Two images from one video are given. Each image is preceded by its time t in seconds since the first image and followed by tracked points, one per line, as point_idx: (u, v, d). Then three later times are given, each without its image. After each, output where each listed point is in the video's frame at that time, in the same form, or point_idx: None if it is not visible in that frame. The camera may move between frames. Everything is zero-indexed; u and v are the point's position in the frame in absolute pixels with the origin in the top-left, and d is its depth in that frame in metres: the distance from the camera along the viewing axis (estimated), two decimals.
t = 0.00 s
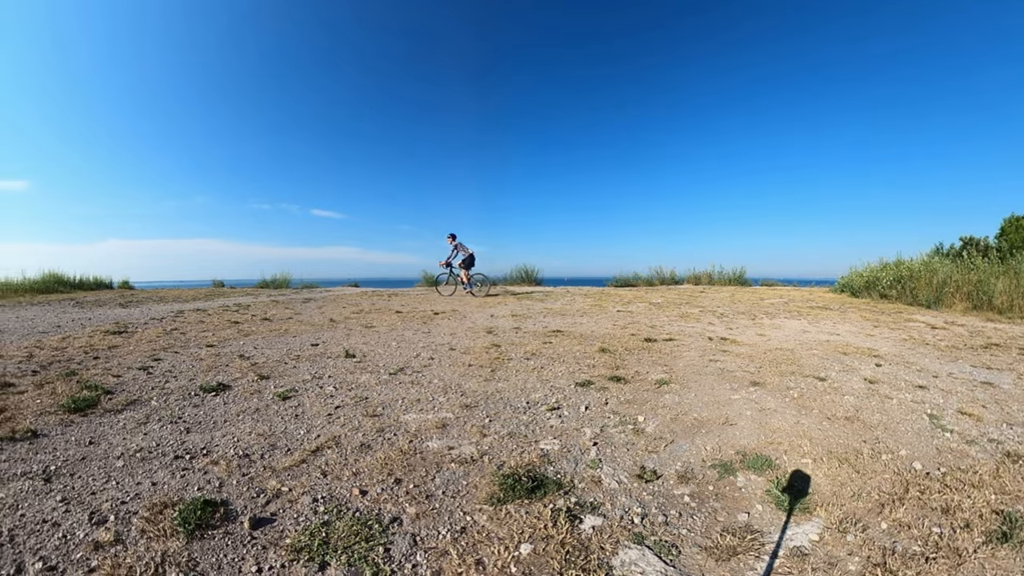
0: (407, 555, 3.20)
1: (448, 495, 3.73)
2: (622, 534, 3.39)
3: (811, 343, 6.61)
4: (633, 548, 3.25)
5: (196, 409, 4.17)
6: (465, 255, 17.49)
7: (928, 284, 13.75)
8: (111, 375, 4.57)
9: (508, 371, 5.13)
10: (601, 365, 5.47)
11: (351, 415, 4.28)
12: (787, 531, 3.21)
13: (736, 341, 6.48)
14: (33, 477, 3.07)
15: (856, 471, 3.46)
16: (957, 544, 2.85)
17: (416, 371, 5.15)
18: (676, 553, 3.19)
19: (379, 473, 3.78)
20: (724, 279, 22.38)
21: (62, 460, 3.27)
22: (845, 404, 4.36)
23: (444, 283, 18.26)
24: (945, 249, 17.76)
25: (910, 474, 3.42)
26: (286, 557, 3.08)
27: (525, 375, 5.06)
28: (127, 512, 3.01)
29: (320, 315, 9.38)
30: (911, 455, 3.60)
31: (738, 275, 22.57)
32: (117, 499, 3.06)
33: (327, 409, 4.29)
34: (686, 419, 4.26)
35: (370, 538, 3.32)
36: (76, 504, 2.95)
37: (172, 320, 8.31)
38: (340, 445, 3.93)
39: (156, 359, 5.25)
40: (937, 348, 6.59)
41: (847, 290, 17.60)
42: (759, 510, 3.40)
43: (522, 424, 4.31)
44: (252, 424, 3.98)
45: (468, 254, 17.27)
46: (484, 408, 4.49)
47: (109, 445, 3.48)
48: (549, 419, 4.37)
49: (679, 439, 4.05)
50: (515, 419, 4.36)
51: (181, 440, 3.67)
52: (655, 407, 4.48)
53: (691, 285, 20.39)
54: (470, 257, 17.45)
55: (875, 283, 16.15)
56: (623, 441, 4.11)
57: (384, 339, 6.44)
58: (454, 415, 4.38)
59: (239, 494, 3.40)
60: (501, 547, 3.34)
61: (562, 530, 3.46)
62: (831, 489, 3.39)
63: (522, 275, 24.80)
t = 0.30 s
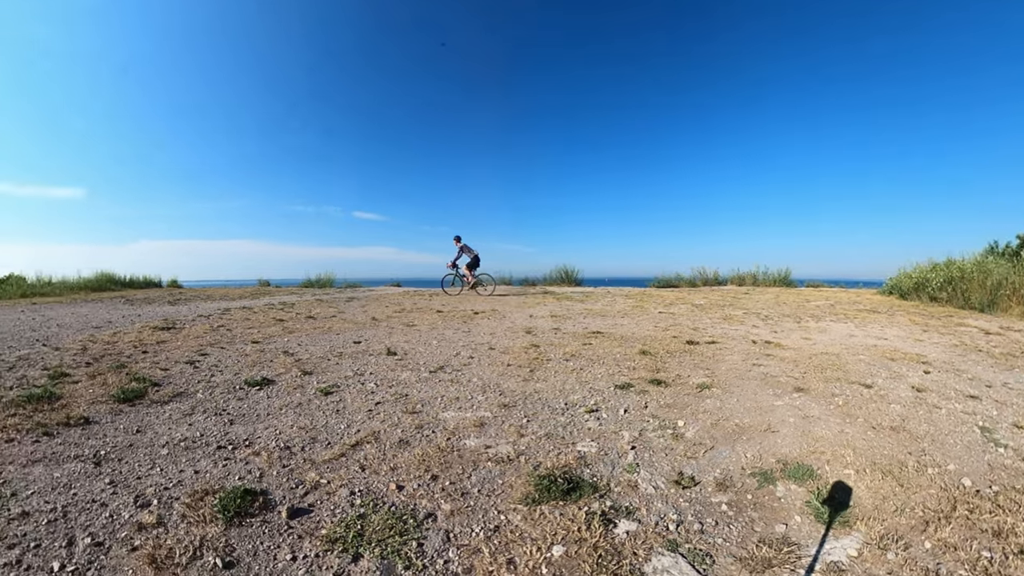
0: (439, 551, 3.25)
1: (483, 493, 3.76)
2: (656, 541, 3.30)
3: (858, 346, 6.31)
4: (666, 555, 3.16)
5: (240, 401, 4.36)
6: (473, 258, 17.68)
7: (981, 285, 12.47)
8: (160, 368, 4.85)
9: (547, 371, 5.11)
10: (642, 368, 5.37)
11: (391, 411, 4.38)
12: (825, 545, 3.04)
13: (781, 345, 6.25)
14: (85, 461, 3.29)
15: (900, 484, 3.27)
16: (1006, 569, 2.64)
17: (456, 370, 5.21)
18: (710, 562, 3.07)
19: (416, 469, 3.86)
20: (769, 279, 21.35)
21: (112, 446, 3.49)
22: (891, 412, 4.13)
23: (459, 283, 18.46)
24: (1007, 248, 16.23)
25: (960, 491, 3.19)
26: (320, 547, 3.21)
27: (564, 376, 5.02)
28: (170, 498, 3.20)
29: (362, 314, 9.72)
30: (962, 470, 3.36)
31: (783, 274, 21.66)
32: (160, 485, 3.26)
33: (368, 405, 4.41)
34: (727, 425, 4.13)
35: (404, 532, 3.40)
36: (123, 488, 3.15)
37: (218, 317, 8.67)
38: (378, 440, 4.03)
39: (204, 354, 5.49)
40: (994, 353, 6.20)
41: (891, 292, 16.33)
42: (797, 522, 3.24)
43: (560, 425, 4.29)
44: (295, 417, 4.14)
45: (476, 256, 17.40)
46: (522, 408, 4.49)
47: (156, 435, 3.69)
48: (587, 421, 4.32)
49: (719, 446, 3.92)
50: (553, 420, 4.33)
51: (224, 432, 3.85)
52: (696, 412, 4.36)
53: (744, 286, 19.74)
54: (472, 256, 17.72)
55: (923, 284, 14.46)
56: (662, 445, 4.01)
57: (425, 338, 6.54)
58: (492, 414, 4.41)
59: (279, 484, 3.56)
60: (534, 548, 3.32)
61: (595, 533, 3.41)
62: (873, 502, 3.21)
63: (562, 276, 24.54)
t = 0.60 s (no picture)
0: (471, 549, 3.29)
1: (517, 493, 3.77)
2: (689, 549, 3.19)
3: (904, 351, 6.01)
4: (698, 564, 3.05)
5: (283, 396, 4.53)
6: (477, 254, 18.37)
7: None
8: (204, 362, 5.12)
9: (585, 373, 5.06)
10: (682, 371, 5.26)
11: (429, 408, 4.45)
12: (862, 560, 2.87)
13: (825, 349, 6.01)
14: (131, 448, 3.50)
15: (945, 501, 3.08)
16: None
17: (494, 369, 5.24)
18: (742, 571, 2.95)
19: (451, 466, 3.91)
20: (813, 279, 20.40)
21: (157, 435, 3.70)
22: (938, 422, 3.91)
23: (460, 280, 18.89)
24: None
25: (1011, 510, 2.98)
26: (354, 539, 3.31)
27: (602, 378, 4.96)
28: (210, 485, 3.38)
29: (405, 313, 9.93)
30: (1016, 488, 3.14)
31: (830, 273, 20.65)
32: (202, 473, 3.44)
33: (406, 402, 4.50)
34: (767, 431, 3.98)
35: (437, 529, 3.45)
36: (166, 475, 3.34)
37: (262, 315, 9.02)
38: (416, 437, 4.11)
39: (247, 349, 5.75)
40: None
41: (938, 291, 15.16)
42: (835, 535, 3.08)
43: (597, 427, 4.24)
44: (335, 413, 4.27)
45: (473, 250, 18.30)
46: (559, 410, 4.47)
47: (199, 426, 3.89)
48: (625, 424, 4.25)
49: (759, 453, 3.77)
50: (590, 422, 4.29)
51: (265, 424, 4.02)
52: (737, 418, 4.22)
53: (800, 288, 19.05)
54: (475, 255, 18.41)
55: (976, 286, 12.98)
56: (700, 451, 3.90)
57: (463, 338, 6.60)
58: (529, 414, 4.41)
59: (317, 476, 3.68)
60: (565, 550, 3.29)
61: (628, 538, 3.33)
62: (915, 518, 3.03)
63: (603, 277, 24.21)
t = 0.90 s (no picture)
0: (501, 548, 3.29)
1: (550, 494, 3.75)
2: (721, 557, 3.08)
3: (953, 357, 5.75)
4: (728, 573, 2.94)
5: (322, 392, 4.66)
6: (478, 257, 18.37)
7: None
8: (246, 357, 5.35)
9: (622, 375, 5.00)
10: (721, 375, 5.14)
11: (465, 407, 4.51)
12: None
13: (869, 354, 5.80)
14: (173, 438, 3.70)
15: (992, 521, 2.89)
16: None
17: (531, 370, 5.26)
18: None
19: (485, 465, 3.94)
20: (858, 278, 19.57)
21: (198, 427, 3.89)
22: (987, 435, 3.70)
23: (462, 288, 18.83)
24: None
25: None
26: (386, 533, 3.39)
27: (639, 381, 4.89)
28: (248, 476, 3.53)
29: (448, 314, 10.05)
30: None
31: (878, 274, 19.80)
32: (240, 464, 3.60)
33: (442, 400, 4.58)
34: (806, 440, 3.83)
35: (468, 526, 3.48)
36: (206, 465, 3.52)
37: (304, 314, 9.35)
38: (451, 435, 4.17)
39: (287, 346, 5.98)
40: None
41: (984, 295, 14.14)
42: (872, 551, 2.92)
43: (633, 430, 4.17)
44: (372, 409, 4.38)
45: (478, 253, 18.47)
46: (595, 411, 4.43)
47: (239, 418, 4.06)
48: (661, 428, 4.17)
49: (798, 462, 3.63)
50: (627, 425, 4.23)
51: (304, 419, 4.16)
52: (777, 425, 4.08)
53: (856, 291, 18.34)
54: (483, 258, 18.44)
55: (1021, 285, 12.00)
56: (738, 458, 3.78)
57: (500, 338, 6.66)
58: (564, 415, 4.39)
59: (353, 471, 3.78)
60: (595, 554, 3.25)
61: (659, 544, 3.25)
62: (959, 538, 2.85)
63: (642, 276, 23.87)
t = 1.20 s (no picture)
0: (529, 548, 3.29)
1: (581, 497, 3.72)
2: (750, 566, 2.97)
3: (1002, 363, 5.51)
4: None
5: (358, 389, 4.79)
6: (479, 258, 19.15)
7: None
8: (284, 354, 5.54)
9: (658, 377, 4.95)
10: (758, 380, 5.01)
11: (499, 407, 4.55)
12: None
13: (912, 359, 5.60)
14: (211, 431, 3.87)
15: None
16: None
17: (565, 371, 5.26)
18: None
19: (516, 465, 3.94)
20: (901, 278, 18.75)
21: (236, 420, 4.05)
22: None
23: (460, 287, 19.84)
24: None
25: None
26: (416, 529, 3.45)
27: (674, 384, 4.82)
28: (283, 468, 3.66)
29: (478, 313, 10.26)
30: None
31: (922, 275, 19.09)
32: (276, 457, 3.74)
33: (476, 399, 4.63)
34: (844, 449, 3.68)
35: (498, 525, 3.50)
36: (242, 457, 3.67)
37: (342, 313, 9.65)
38: (484, 434, 4.20)
39: (323, 344, 6.17)
40: None
41: None
42: (908, 568, 2.75)
43: (668, 435, 4.09)
44: (406, 406, 4.47)
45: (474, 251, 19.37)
46: (629, 414, 4.38)
47: (276, 413, 4.22)
48: (696, 433, 4.07)
49: (834, 471, 3.49)
50: (661, 429, 4.15)
51: (340, 414, 4.28)
52: (814, 433, 3.93)
53: (904, 291, 17.70)
54: (483, 266, 19.00)
55: None
56: (773, 466, 3.65)
57: (534, 339, 6.70)
58: (598, 418, 4.35)
59: (386, 466, 3.86)
60: (623, 559, 3.19)
61: (688, 552, 3.16)
62: (1003, 560, 2.67)
63: (678, 277, 23.28)
